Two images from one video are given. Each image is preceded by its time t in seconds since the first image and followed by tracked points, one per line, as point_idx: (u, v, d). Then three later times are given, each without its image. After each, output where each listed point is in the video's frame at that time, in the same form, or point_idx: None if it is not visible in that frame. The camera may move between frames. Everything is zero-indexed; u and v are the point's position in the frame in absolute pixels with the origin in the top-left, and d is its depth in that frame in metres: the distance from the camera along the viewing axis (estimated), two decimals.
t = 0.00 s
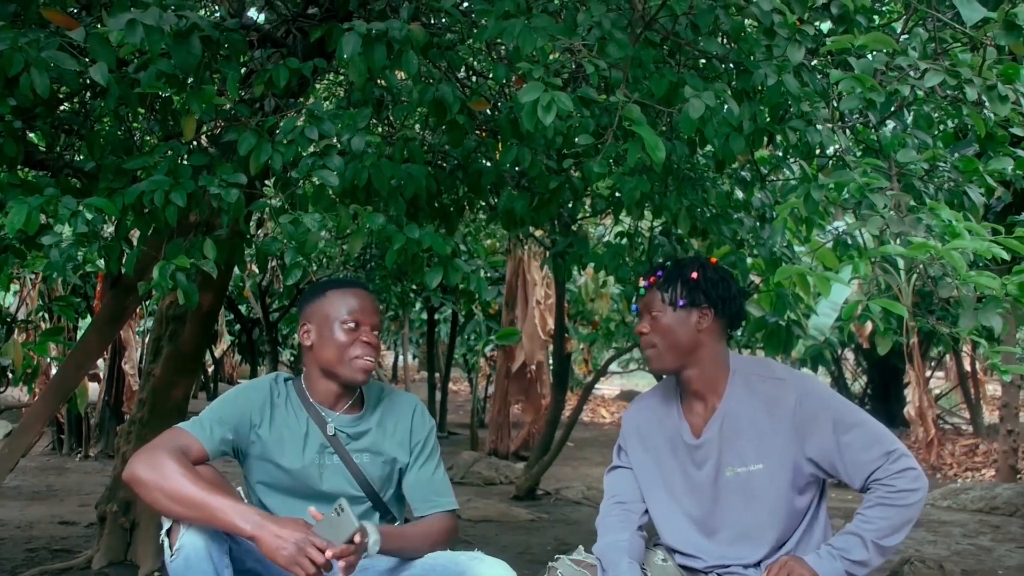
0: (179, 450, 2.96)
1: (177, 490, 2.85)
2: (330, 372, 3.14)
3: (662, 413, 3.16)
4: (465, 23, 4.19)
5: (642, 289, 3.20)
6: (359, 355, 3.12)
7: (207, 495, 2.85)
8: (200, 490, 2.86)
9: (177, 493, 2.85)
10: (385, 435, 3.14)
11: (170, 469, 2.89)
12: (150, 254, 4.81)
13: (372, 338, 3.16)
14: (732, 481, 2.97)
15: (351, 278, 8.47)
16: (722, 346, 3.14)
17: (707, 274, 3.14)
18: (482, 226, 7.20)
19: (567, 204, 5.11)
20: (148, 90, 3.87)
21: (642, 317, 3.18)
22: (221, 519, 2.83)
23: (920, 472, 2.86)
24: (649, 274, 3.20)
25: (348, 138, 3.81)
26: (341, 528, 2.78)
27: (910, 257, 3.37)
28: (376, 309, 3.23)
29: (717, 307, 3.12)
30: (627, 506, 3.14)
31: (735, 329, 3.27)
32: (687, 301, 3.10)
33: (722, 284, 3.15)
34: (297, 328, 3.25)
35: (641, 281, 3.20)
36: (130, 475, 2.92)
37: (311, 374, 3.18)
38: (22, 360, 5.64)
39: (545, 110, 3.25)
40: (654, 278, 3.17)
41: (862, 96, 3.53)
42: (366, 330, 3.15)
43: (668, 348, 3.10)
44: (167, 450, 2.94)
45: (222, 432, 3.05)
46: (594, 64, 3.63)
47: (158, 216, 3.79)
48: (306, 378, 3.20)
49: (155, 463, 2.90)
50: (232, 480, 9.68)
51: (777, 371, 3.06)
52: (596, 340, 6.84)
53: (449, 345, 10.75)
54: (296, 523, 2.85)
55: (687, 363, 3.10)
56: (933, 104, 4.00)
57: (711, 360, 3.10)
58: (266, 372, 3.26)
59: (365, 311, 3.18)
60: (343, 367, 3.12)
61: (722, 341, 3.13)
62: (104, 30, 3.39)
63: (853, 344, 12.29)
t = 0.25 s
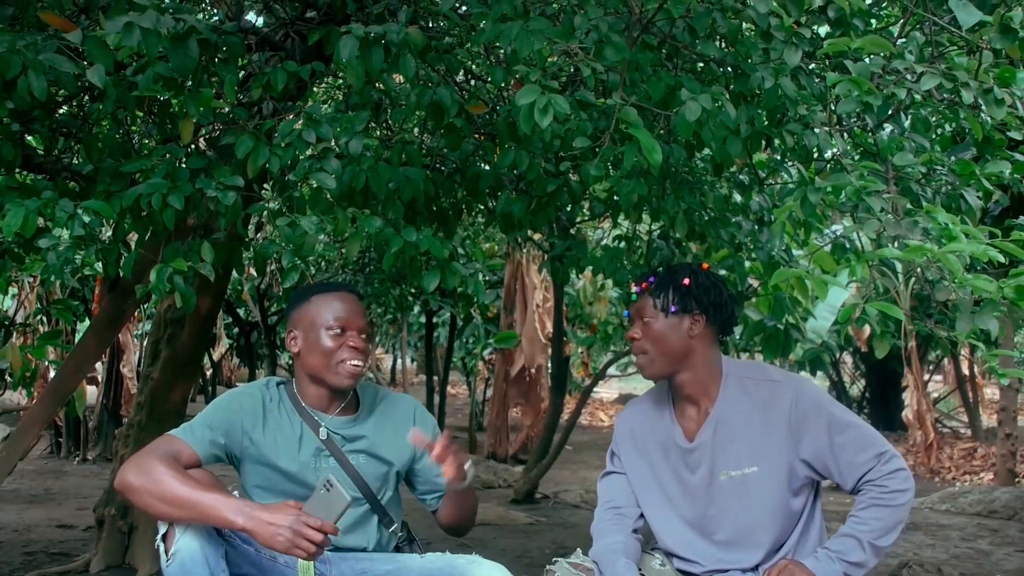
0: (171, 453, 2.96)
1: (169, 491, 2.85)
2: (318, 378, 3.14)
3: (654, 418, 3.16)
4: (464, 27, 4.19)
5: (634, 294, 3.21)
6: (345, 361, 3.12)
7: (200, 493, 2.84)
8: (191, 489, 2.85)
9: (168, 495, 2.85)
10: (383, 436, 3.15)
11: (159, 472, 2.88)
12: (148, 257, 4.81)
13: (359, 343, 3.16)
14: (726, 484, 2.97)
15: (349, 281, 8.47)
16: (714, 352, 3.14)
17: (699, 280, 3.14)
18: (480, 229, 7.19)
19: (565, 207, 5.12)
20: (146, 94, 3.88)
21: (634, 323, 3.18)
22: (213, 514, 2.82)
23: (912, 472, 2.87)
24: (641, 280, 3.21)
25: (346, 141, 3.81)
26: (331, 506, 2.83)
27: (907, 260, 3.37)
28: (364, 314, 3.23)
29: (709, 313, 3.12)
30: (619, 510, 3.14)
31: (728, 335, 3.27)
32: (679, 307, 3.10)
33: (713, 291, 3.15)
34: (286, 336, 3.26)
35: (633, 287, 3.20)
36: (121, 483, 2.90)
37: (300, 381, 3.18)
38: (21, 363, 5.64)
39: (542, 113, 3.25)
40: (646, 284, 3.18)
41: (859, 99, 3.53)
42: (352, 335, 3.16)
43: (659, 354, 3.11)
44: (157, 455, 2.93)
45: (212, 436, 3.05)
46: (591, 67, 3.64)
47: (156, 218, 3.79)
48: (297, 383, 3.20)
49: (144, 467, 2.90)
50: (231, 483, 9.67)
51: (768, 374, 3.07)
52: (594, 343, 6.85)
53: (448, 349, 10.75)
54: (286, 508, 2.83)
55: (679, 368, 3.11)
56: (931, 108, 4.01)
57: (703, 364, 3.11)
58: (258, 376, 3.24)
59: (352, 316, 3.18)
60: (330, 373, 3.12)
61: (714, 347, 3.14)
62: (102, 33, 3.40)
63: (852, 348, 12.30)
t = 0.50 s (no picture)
0: (163, 458, 2.96)
1: (160, 496, 2.85)
2: (310, 384, 3.15)
3: (649, 421, 3.16)
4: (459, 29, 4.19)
5: (630, 297, 3.19)
6: (337, 369, 3.13)
7: (190, 497, 2.84)
8: (183, 494, 2.85)
9: (160, 500, 2.85)
10: (377, 436, 3.16)
11: (151, 476, 2.88)
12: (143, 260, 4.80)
13: (352, 351, 3.16)
14: (721, 487, 2.97)
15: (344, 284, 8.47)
16: (710, 355, 3.14)
17: (696, 284, 3.14)
18: (476, 232, 7.19)
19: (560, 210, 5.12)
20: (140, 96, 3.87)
21: (629, 326, 3.18)
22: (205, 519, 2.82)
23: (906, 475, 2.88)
24: (637, 283, 3.20)
25: (340, 144, 3.81)
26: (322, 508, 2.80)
27: (900, 263, 3.38)
28: (358, 320, 3.22)
29: (706, 317, 3.12)
30: (612, 514, 3.14)
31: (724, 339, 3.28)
32: (675, 311, 3.10)
33: (710, 295, 3.15)
34: (279, 338, 3.26)
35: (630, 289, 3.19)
36: (114, 487, 2.91)
37: (292, 385, 3.19)
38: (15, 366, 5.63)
39: (536, 116, 3.26)
40: (642, 287, 3.17)
41: (853, 103, 3.54)
42: (346, 343, 3.16)
43: (655, 357, 3.11)
44: (149, 458, 2.93)
45: (204, 440, 3.04)
46: (586, 70, 3.65)
47: (151, 221, 3.78)
48: (289, 387, 3.21)
49: (136, 471, 2.89)
50: (226, 486, 9.66)
51: (763, 376, 3.07)
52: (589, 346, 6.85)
53: (443, 352, 10.75)
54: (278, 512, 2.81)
55: (675, 372, 3.11)
56: (924, 111, 4.02)
57: (699, 368, 3.11)
58: (246, 384, 3.21)
59: (345, 323, 3.17)
60: (322, 381, 3.13)
61: (710, 351, 3.14)
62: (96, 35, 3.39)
63: (847, 352, 12.32)
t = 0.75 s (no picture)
0: (165, 459, 2.95)
1: (163, 499, 2.85)
2: (315, 387, 3.14)
3: (652, 424, 3.16)
4: (459, 33, 4.19)
5: (635, 299, 3.18)
6: (343, 372, 3.12)
7: (194, 501, 2.84)
8: (187, 498, 2.85)
9: (163, 503, 2.85)
10: (380, 441, 3.15)
11: (154, 478, 2.88)
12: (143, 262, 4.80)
13: (357, 354, 3.15)
14: (725, 491, 2.97)
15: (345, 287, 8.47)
16: (715, 358, 3.15)
17: (702, 286, 3.14)
18: (476, 235, 7.19)
19: (560, 213, 5.13)
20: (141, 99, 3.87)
21: (635, 328, 3.18)
22: (209, 525, 2.83)
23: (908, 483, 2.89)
24: (642, 285, 3.19)
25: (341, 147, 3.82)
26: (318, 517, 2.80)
27: (901, 267, 3.38)
28: (362, 323, 3.22)
29: (712, 320, 3.12)
30: (614, 517, 3.13)
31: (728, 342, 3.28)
32: (682, 314, 3.10)
33: (716, 298, 3.16)
34: (283, 341, 3.26)
35: (636, 291, 3.18)
36: (115, 486, 2.90)
37: (296, 388, 3.19)
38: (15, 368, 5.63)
39: (536, 119, 3.26)
40: (648, 289, 3.16)
41: (853, 106, 3.54)
42: (351, 346, 3.15)
43: (661, 359, 3.11)
44: (152, 459, 2.92)
45: (208, 442, 3.04)
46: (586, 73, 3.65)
47: (151, 224, 3.78)
48: (293, 389, 3.20)
49: (139, 472, 2.89)
50: (226, 489, 9.66)
51: (768, 381, 3.07)
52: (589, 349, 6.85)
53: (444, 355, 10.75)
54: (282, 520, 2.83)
55: (680, 375, 3.11)
56: (924, 115, 4.02)
57: (704, 371, 3.11)
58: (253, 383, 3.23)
59: (350, 326, 3.17)
60: (327, 383, 3.12)
61: (715, 354, 3.14)
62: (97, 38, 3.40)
63: (847, 354, 12.32)
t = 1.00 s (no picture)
0: (171, 464, 2.96)
1: (167, 505, 2.86)
2: (317, 393, 3.14)
3: (658, 428, 3.15)
4: (463, 36, 4.20)
5: (643, 302, 3.18)
6: (344, 378, 3.12)
7: (198, 508, 2.85)
8: (191, 504, 2.85)
9: (167, 508, 2.85)
10: (381, 445, 3.15)
11: (159, 484, 2.89)
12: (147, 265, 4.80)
13: (359, 360, 3.15)
14: (730, 497, 2.97)
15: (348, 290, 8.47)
16: (722, 362, 3.14)
17: (710, 290, 3.15)
18: (479, 238, 7.19)
19: (563, 217, 5.12)
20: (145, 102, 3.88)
21: (642, 332, 3.17)
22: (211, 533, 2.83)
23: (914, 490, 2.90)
24: (651, 288, 3.19)
25: (344, 151, 3.82)
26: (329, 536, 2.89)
27: (905, 271, 3.38)
28: (365, 328, 3.22)
29: (720, 324, 3.13)
30: (619, 521, 3.13)
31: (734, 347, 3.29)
32: (690, 318, 3.10)
33: (724, 302, 3.16)
34: (286, 345, 3.26)
35: (644, 295, 3.18)
36: (121, 491, 2.92)
37: (298, 393, 3.19)
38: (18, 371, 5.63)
39: (541, 123, 3.26)
40: (656, 293, 3.16)
41: (858, 110, 3.54)
42: (353, 351, 3.15)
43: (668, 363, 3.10)
44: (158, 465, 2.94)
45: (212, 445, 3.04)
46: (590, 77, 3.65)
47: (155, 227, 3.78)
48: (295, 394, 3.21)
49: (145, 477, 2.90)
50: (229, 492, 9.65)
51: (775, 387, 3.07)
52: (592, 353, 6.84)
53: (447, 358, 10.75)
54: (286, 531, 2.85)
55: (686, 378, 3.10)
56: (928, 119, 4.01)
57: (711, 376, 3.10)
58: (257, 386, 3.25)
59: (352, 331, 3.17)
60: (329, 389, 3.12)
61: (722, 359, 3.14)
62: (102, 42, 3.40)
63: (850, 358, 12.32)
